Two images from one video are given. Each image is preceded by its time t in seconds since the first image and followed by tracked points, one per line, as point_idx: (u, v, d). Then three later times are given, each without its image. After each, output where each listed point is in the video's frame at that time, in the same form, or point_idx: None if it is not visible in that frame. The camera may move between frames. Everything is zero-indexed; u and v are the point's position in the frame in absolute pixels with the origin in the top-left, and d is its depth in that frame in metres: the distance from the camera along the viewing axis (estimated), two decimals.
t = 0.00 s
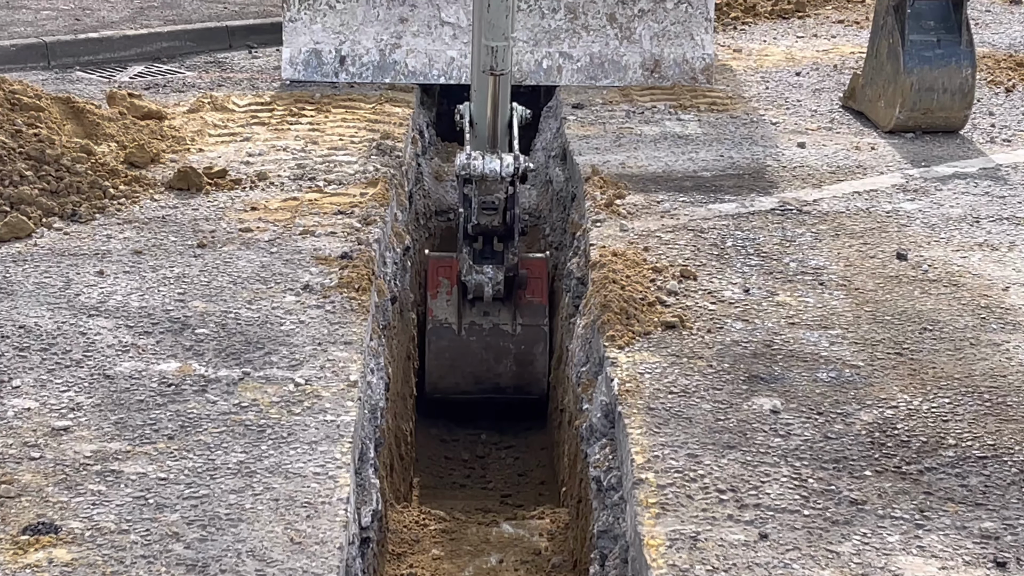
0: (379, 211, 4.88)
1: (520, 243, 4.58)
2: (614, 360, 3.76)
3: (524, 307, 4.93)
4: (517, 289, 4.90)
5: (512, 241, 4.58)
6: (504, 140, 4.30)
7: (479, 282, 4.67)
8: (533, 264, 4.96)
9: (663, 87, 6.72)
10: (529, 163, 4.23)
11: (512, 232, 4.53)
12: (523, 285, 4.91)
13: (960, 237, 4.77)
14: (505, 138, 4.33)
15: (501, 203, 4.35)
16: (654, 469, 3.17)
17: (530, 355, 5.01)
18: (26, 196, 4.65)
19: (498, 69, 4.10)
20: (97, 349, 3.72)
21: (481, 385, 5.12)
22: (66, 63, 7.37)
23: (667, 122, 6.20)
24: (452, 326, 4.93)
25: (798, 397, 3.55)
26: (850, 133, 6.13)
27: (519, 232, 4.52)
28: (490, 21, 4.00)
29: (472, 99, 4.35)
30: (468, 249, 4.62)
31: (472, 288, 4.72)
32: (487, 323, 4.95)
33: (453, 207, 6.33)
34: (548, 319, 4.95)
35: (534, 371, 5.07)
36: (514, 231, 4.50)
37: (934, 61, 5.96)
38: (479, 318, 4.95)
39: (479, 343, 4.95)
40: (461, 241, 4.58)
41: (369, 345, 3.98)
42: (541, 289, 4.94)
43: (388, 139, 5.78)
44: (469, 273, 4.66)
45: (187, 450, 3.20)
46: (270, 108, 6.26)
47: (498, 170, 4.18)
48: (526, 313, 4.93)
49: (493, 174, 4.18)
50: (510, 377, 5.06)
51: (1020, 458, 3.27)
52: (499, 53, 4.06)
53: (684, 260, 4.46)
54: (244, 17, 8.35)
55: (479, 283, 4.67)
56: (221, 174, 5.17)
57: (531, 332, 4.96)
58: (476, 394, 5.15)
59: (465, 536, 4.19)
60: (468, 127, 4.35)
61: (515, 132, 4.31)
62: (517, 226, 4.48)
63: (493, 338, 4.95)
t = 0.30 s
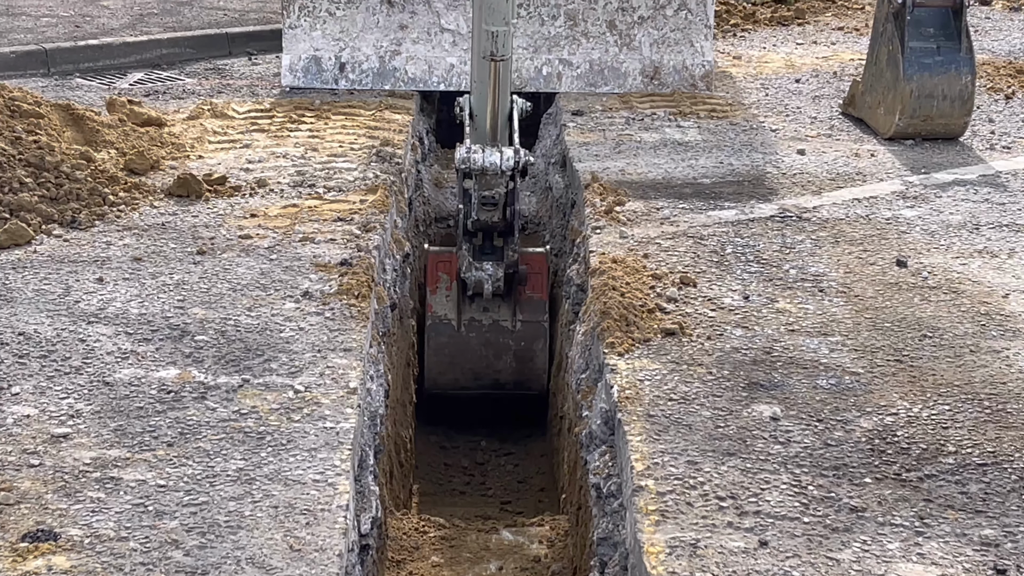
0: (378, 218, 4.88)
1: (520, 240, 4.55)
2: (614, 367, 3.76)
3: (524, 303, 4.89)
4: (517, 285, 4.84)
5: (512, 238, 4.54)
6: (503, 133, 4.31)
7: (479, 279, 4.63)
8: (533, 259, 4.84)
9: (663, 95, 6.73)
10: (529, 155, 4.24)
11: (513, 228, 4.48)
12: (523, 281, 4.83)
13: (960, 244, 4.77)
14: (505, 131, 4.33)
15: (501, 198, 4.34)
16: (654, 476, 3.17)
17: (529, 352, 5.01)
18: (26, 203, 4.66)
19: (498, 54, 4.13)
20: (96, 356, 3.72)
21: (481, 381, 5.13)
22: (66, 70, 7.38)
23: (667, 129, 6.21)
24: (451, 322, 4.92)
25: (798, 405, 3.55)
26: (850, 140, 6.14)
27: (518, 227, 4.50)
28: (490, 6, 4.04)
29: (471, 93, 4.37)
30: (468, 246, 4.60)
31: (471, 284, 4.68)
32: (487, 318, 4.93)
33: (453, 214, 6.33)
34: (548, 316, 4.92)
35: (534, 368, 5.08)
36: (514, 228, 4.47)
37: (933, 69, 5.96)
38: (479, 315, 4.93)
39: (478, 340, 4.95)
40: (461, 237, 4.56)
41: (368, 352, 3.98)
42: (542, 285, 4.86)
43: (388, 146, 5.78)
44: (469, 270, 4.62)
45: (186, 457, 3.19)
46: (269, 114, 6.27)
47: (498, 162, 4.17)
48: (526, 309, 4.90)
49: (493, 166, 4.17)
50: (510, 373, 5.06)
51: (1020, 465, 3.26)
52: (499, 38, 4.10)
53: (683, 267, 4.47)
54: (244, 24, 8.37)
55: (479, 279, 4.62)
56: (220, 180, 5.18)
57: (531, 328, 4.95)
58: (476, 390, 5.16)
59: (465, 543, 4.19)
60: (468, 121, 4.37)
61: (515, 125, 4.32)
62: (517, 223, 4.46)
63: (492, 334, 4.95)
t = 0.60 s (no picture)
0: (378, 226, 4.88)
1: (518, 232, 4.51)
2: (613, 376, 3.75)
3: (523, 298, 4.87)
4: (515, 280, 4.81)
5: (510, 230, 4.50)
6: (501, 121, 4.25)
7: (477, 272, 4.61)
8: (532, 255, 4.82)
9: (663, 103, 6.74)
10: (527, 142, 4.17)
11: (511, 222, 4.47)
12: (522, 276, 4.81)
13: (959, 253, 4.78)
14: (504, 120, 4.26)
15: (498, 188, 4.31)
16: (653, 485, 3.17)
17: (529, 347, 5.00)
18: (25, 212, 4.66)
19: (495, 34, 4.08)
20: (95, 365, 3.72)
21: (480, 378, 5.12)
22: (65, 79, 7.41)
23: (667, 137, 6.22)
24: (449, 318, 4.90)
25: (797, 413, 3.54)
26: (849, 149, 6.14)
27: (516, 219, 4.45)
28: None
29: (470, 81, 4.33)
30: (465, 239, 4.54)
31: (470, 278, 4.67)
32: (486, 314, 4.90)
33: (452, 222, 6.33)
34: (547, 310, 4.91)
35: (534, 363, 5.06)
36: (512, 220, 4.45)
37: (932, 77, 5.97)
38: (477, 310, 4.91)
39: (477, 336, 4.93)
40: (459, 230, 4.51)
41: (368, 360, 3.97)
42: (541, 279, 4.85)
43: (387, 154, 5.79)
44: (467, 263, 4.59)
45: (186, 466, 3.19)
46: (269, 123, 6.28)
47: (494, 148, 4.12)
48: (525, 304, 4.88)
49: (489, 151, 4.11)
50: (510, 369, 5.06)
51: (1019, 473, 3.26)
52: (496, 17, 4.06)
53: (682, 275, 4.47)
54: (243, 32, 8.38)
55: (477, 273, 4.61)
56: (220, 189, 5.18)
57: (531, 323, 4.93)
58: (475, 386, 5.14)
59: (464, 552, 4.18)
60: (466, 109, 4.32)
61: (512, 112, 4.25)
62: (515, 214, 4.44)
63: (491, 329, 4.93)
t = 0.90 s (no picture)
0: (378, 236, 4.89)
1: (521, 210, 4.49)
2: (614, 386, 3.75)
3: (526, 279, 4.86)
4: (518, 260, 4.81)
5: (512, 208, 4.48)
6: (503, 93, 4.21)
7: (479, 251, 4.63)
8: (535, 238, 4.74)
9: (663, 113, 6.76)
10: (532, 113, 4.10)
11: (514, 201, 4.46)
12: (525, 257, 4.80)
13: (960, 262, 4.78)
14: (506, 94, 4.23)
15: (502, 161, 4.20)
16: (654, 494, 3.16)
17: (532, 329, 4.99)
18: (26, 222, 4.66)
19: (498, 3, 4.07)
20: (95, 375, 3.71)
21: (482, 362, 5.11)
22: (66, 88, 7.41)
23: (667, 147, 6.24)
24: (451, 299, 4.91)
25: (798, 423, 3.54)
26: (849, 158, 6.15)
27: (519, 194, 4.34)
28: None
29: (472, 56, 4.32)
30: (467, 216, 4.56)
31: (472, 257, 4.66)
32: (488, 295, 4.92)
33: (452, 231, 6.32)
34: (550, 291, 4.90)
35: (536, 347, 5.05)
36: (515, 199, 4.38)
37: (932, 86, 5.99)
38: (479, 291, 4.92)
39: (479, 317, 4.94)
40: (461, 206, 4.55)
41: (368, 370, 3.97)
42: (544, 262, 4.81)
43: (387, 164, 5.79)
44: (470, 242, 4.62)
45: (186, 476, 3.19)
46: (269, 133, 6.29)
47: (497, 118, 4.05)
48: (528, 286, 4.88)
49: (492, 121, 4.04)
50: (512, 352, 5.05)
51: (1020, 483, 3.26)
52: None
53: (683, 284, 4.47)
54: (244, 42, 8.40)
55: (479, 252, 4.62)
56: (220, 199, 5.18)
57: (533, 305, 4.93)
58: (477, 371, 5.13)
59: (465, 561, 4.17)
60: (468, 85, 4.31)
61: (515, 88, 4.25)
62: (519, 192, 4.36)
63: (493, 311, 4.94)
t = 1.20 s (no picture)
0: (380, 248, 4.89)
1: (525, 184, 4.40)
2: (616, 398, 3.75)
3: (530, 256, 4.84)
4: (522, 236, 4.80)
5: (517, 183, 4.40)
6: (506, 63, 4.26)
7: (482, 226, 4.63)
8: (538, 212, 4.78)
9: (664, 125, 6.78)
10: (535, 83, 4.14)
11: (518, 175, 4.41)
12: (529, 232, 4.78)
13: (961, 274, 4.78)
14: (507, 62, 4.31)
15: (506, 133, 4.19)
16: (656, 507, 3.16)
17: (536, 305, 4.95)
18: (28, 235, 4.67)
19: None
20: (98, 388, 3.71)
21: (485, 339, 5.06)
22: (68, 100, 7.44)
23: (668, 158, 6.25)
24: (454, 275, 4.86)
25: (800, 435, 3.54)
26: (850, 169, 6.16)
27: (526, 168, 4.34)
28: None
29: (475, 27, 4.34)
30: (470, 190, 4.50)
31: (475, 233, 4.66)
32: (491, 271, 4.88)
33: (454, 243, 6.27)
34: (554, 268, 4.87)
35: (540, 322, 5.01)
36: (519, 172, 4.34)
37: (934, 98, 6.00)
38: (482, 268, 4.89)
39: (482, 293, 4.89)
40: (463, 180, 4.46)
41: (370, 383, 3.96)
42: (547, 237, 4.82)
43: (389, 177, 5.80)
44: (473, 216, 4.62)
45: (189, 489, 3.19)
46: (271, 145, 6.31)
47: (500, 85, 4.08)
48: (532, 262, 4.84)
49: (495, 89, 4.08)
50: (516, 328, 5.00)
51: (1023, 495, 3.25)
52: None
53: (685, 297, 4.47)
54: (246, 54, 8.43)
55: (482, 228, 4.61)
56: (222, 211, 5.19)
57: (537, 281, 4.89)
58: (480, 348, 5.08)
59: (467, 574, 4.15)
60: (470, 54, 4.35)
61: (517, 58, 4.29)
62: (523, 166, 4.32)
63: (497, 286, 4.90)
